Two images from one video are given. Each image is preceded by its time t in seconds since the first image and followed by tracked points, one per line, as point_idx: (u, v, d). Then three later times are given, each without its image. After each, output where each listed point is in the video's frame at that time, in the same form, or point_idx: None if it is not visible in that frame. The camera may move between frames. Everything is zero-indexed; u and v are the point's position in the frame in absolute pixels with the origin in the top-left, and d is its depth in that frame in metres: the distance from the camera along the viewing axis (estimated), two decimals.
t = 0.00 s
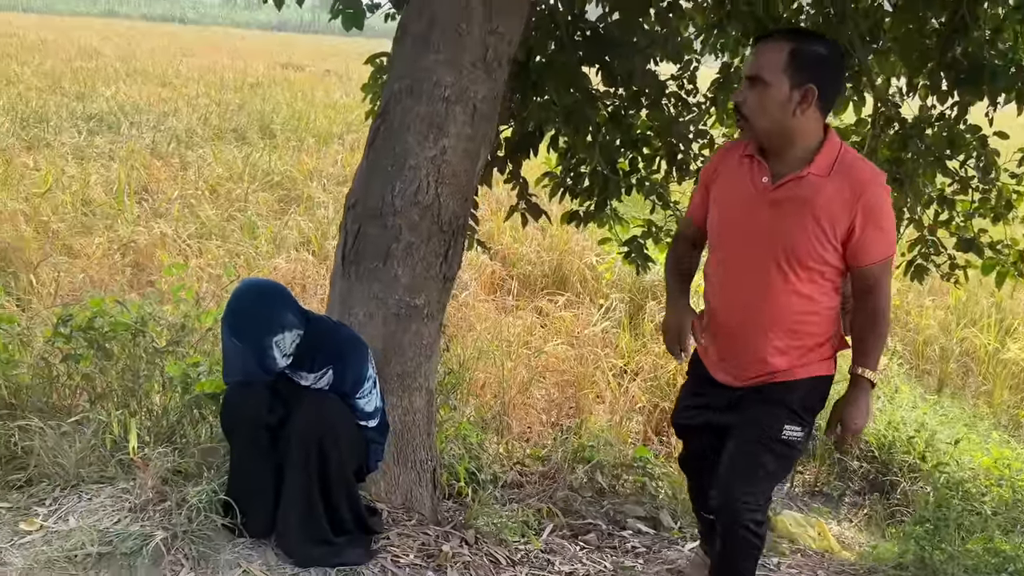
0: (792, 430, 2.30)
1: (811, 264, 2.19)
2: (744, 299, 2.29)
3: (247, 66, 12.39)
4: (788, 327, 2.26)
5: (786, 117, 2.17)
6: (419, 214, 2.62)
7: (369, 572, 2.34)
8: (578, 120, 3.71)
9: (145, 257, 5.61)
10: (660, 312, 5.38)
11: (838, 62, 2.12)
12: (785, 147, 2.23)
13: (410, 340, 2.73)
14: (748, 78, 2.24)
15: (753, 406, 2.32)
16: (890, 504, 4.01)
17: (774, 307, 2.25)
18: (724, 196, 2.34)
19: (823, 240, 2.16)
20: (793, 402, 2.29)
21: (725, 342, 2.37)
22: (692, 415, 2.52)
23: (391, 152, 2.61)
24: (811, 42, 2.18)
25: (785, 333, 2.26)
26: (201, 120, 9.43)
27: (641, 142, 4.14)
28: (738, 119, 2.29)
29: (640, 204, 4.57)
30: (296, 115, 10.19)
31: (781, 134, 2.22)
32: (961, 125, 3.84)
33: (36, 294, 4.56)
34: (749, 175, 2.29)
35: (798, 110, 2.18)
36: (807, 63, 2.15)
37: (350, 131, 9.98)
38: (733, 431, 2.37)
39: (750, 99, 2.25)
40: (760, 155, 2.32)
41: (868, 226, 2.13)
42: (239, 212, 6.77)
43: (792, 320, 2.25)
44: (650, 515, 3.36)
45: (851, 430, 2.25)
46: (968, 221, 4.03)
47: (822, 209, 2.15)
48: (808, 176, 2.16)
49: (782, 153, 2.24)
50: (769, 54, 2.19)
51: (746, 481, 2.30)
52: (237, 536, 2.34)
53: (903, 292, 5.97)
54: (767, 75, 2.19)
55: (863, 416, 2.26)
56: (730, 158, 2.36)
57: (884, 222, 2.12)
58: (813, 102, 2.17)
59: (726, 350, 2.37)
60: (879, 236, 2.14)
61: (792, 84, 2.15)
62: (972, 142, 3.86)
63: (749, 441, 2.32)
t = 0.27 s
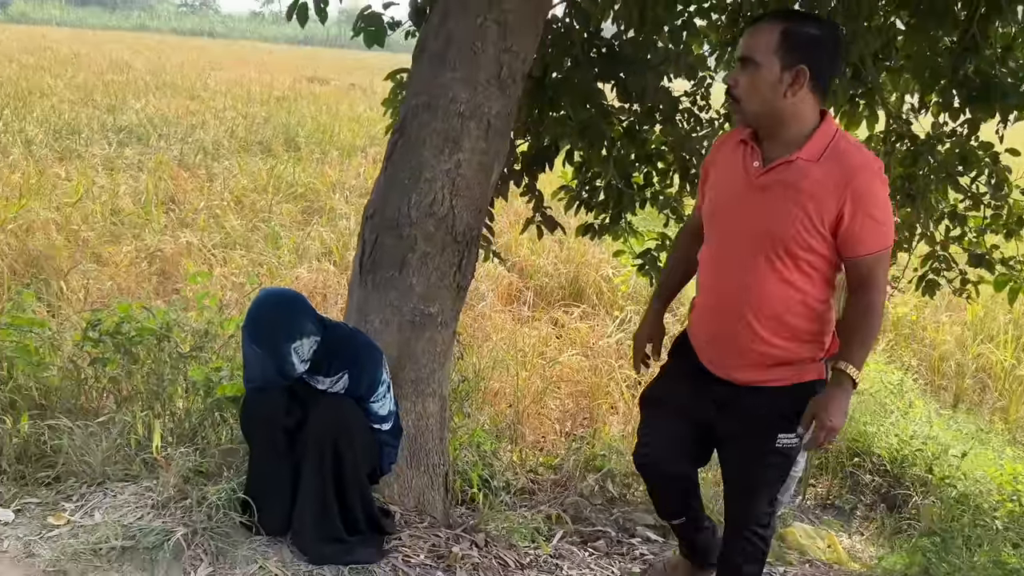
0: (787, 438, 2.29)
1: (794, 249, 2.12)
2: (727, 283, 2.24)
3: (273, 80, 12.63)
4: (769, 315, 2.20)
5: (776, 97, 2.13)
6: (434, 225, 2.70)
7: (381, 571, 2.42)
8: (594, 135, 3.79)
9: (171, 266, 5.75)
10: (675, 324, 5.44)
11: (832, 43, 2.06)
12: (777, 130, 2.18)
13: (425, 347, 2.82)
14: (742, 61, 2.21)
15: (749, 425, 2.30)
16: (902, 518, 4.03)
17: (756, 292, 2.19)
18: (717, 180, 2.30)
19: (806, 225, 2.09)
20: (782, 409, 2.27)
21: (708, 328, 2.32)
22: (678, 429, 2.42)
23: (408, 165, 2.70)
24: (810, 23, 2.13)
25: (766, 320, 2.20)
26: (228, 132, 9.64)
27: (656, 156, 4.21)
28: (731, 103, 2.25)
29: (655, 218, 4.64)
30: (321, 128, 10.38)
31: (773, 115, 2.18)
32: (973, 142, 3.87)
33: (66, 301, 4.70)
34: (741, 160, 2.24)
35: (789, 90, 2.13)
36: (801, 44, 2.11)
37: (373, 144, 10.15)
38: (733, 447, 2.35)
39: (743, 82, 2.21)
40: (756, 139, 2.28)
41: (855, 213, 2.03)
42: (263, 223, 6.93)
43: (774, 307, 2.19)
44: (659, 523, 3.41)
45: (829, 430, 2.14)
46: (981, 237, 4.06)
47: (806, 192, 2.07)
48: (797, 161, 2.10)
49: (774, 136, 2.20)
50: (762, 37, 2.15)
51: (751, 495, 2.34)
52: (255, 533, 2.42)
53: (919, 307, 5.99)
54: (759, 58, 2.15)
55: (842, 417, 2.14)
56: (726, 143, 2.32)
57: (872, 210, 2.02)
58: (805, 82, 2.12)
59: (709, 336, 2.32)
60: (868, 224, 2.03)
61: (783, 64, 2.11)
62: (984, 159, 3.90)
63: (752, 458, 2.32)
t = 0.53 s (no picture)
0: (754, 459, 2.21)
1: (746, 264, 2.06)
2: (685, 296, 2.20)
3: (300, 94, 12.87)
4: (726, 330, 2.14)
5: (729, 112, 2.10)
6: (448, 236, 2.78)
7: (392, 570, 2.49)
8: (608, 150, 3.80)
9: (197, 275, 5.90)
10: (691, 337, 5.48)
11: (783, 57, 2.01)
12: (735, 144, 2.14)
13: (438, 354, 2.89)
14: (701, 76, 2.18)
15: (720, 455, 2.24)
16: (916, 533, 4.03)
17: (713, 307, 2.14)
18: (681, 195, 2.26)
19: (757, 238, 2.03)
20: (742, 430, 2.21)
21: (670, 344, 2.27)
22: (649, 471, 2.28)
23: (424, 177, 2.78)
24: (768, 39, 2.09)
25: (723, 335, 2.15)
26: (255, 146, 9.84)
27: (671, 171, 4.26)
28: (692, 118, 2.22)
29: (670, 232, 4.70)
30: (346, 142, 10.56)
31: (730, 130, 2.14)
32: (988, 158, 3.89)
33: (96, 308, 4.85)
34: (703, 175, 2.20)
35: (742, 105, 2.10)
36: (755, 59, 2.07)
37: (397, 158, 10.31)
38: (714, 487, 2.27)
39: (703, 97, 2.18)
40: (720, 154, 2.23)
41: (806, 227, 1.96)
42: (287, 234, 7.07)
43: (730, 323, 2.13)
44: (670, 533, 3.45)
45: (780, 451, 2.05)
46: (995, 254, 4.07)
47: (757, 205, 2.02)
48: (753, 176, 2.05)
49: (733, 151, 2.16)
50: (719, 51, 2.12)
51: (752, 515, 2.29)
52: (271, 532, 2.51)
53: (939, 323, 5.97)
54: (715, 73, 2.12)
55: (792, 439, 2.05)
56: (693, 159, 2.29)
57: (824, 224, 1.94)
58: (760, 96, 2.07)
59: (670, 351, 2.28)
60: (821, 239, 1.95)
61: (736, 79, 2.08)
62: (999, 175, 3.91)
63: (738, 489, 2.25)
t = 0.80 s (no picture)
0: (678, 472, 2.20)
1: (676, 260, 2.02)
2: (615, 298, 2.15)
3: (326, 109, 13.09)
4: (655, 331, 2.09)
5: (658, 110, 2.06)
6: (460, 244, 2.87)
7: (401, 566, 2.56)
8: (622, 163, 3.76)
9: (222, 284, 6.05)
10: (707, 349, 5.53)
11: (711, 55, 1.98)
12: (665, 143, 2.11)
13: (450, 359, 2.97)
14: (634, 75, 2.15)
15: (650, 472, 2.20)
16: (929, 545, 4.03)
17: (642, 305, 2.09)
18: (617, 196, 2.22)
19: (686, 234, 1.99)
20: (678, 436, 2.16)
21: (601, 344, 2.22)
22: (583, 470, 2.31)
23: (437, 187, 2.87)
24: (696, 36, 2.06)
25: (652, 337, 2.10)
26: (282, 159, 10.04)
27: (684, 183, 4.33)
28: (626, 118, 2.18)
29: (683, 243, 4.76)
30: (370, 156, 10.73)
31: (661, 129, 2.10)
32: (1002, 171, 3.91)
33: (124, 314, 5.00)
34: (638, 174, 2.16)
35: (674, 102, 2.06)
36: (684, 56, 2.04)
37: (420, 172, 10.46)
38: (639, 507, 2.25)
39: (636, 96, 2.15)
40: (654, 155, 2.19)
41: (734, 221, 1.93)
42: (310, 245, 7.22)
43: (659, 323, 2.08)
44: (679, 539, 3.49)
45: (726, 455, 2.04)
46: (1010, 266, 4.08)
47: (686, 199, 1.99)
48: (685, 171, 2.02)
49: (664, 151, 2.13)
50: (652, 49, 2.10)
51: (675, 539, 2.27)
52: (286, 528, 2.60)
53: (958, 337, 5.95)
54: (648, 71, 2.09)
55: (739, 441, 2.04)
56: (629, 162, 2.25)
57: (752, 217, 1.91)
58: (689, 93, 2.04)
59: (602, 352, 2.22)
60: (750, 232, 1.92)
61: (664, 76, 2.04)
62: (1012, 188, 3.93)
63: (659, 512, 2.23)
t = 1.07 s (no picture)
0: (602, 446, 2.16)
1: (622, 251, 2.08)
2: (570, 287, 2.22)
3: (348, 122, 13.29)
4: (602, 320, 2.14)
5: (615, 107, 2.13)
6: (471, 253, 2.97)
7: (412, 563, 2.65)
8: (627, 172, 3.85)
9: (243, 293, 6.19)
10: (719, 359, 5.59)
11: (663, 55, 2.05)
12: (623, 141, 2.18)
13: (461, 363, 3.07)
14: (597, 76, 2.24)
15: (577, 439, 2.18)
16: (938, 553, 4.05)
17: (591, 294, 2.15)
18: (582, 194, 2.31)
19: (631, 225, 2.06)
20: (610, 418, 2.15)
21: (558, 334, 2.28)
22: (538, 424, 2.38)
23: (448, 198, 2.98)
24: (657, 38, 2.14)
25: (598, 325, 2.15)
26: (303, 172, 10.23)
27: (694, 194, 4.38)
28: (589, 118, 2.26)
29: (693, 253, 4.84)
30: (390, 169, 10.90)
31: (619, 127, 2.17)
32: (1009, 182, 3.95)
33: (149, 322, 5.15)
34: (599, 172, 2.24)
35: (628, 102, 2.13)
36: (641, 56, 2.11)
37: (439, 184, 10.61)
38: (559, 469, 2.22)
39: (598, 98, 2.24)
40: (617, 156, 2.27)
41: (675, 214, 1.98)
42: (330, 256, 7.36)
43: (605, 312, 2.13)
44: (686, 544, 3.55)
45: (643, 440, 2.02)
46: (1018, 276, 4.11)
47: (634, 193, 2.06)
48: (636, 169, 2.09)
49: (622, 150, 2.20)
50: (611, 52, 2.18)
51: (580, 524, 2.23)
52: (301, 525, 2.70)
53: (973, 349, 5.96)
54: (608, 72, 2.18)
55: (654, 426, 2.02)
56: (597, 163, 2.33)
57: (692, 211, 1.96)
58: (645, 93, 2.11)
59: (558, 341, 2.29)
60: (690, 226, 1.97)
61: (621, 75, 2.11)
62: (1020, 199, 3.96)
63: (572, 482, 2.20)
